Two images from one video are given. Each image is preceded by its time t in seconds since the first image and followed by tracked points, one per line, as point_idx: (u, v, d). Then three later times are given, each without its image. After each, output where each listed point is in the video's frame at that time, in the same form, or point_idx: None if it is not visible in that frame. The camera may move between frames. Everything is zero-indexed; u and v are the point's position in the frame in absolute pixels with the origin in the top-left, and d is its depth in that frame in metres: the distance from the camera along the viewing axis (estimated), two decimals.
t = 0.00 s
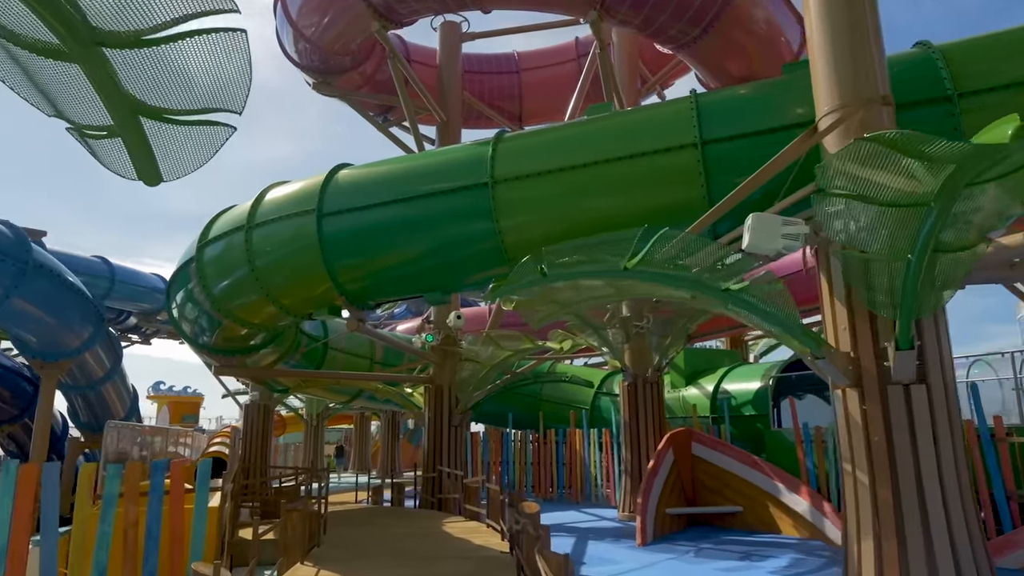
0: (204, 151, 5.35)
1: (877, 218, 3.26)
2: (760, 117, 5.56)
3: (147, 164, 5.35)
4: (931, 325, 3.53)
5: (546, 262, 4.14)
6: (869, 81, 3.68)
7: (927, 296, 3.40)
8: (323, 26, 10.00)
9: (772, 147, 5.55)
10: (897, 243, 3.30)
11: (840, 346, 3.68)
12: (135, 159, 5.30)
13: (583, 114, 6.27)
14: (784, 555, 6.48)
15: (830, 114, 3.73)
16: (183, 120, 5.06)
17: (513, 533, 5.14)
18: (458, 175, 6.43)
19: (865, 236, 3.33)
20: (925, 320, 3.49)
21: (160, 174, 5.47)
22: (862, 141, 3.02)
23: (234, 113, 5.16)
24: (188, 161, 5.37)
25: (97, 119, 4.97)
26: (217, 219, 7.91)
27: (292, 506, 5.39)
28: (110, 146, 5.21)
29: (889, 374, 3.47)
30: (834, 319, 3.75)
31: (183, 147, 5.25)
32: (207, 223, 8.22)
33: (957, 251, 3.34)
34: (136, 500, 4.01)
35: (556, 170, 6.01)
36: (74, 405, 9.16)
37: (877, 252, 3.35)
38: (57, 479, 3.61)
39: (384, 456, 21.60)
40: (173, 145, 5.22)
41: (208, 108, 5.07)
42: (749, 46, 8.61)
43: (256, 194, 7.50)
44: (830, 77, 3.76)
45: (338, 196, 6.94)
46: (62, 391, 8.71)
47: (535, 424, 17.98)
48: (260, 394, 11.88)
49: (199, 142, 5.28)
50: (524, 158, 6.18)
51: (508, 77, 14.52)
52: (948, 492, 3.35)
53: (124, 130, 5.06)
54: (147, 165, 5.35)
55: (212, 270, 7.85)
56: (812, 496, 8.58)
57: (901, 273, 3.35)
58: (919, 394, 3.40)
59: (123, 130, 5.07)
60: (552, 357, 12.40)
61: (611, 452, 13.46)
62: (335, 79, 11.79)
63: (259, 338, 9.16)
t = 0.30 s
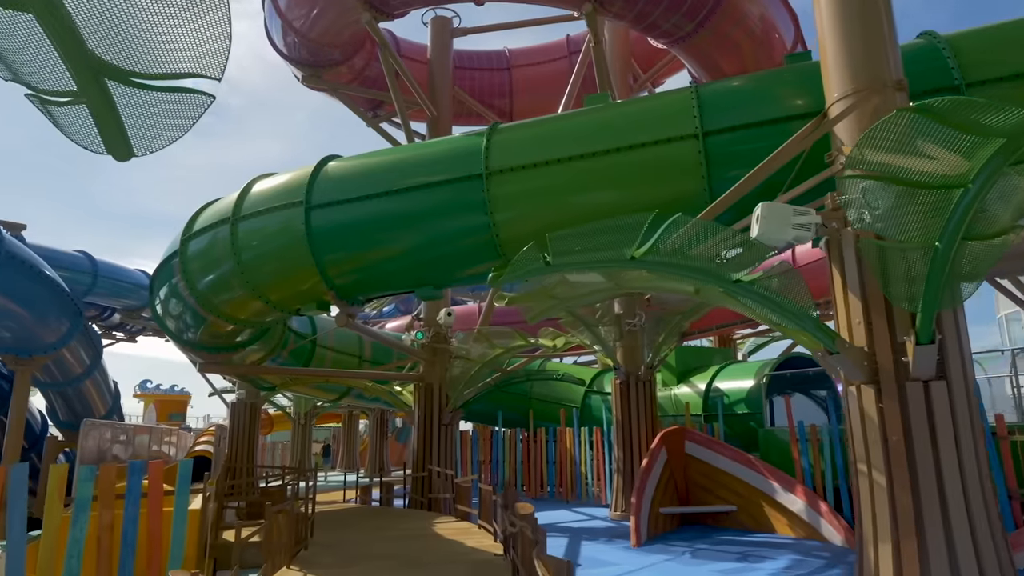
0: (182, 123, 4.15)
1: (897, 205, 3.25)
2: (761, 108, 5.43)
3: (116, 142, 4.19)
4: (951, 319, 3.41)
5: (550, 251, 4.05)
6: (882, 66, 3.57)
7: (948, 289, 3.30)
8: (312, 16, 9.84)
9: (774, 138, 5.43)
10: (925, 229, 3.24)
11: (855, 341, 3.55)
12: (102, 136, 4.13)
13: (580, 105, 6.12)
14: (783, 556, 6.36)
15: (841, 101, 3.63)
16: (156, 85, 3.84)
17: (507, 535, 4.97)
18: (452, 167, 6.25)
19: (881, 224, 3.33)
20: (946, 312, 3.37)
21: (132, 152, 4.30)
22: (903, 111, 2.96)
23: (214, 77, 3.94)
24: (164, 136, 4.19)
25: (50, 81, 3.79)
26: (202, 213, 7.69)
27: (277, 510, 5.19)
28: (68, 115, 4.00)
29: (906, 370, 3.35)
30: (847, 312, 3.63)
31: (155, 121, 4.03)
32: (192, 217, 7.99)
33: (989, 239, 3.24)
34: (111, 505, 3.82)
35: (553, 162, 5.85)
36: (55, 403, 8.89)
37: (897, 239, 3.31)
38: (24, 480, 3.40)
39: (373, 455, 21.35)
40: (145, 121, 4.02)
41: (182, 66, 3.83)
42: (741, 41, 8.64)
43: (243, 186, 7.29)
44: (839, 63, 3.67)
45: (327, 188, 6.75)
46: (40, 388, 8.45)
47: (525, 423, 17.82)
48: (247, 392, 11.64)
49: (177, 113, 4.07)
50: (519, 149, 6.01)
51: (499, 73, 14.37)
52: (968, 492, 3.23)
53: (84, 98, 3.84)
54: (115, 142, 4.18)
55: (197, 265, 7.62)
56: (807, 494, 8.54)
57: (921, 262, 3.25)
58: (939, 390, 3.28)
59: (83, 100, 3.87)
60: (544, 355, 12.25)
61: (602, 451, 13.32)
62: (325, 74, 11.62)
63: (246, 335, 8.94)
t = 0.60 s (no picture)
0: (160, 94, 3.97)
1: (932, 192, 3.10)
2: (773, 99, 5.27)
3: (92, 113, 4.04)
4: (987, 314, 3.25)
5: (563, 239, 4.01)
6: (907, 50, 3.44)
7: (987, 283, 3.15)
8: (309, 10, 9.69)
9: (786, 131, 5.26)
10: (968, 216, 3.07)
11: (882, 337, 3.40)
12: (78, 107, 3.99)
13: (585, 97, 5.94)
14: (791, 561, 6.21)
15: (862, 86, 3.50)
16: (129, 47, 3.68)
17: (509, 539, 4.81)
18: (453, 159, 6.07)
19: (912, 212, 3.18)
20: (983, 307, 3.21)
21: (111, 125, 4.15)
22: (971, 76, 2.73)
23: (199, 41, 3.76)
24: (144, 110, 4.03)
25: (19, 38, 3.65)
26: (194, 207, 7.50)
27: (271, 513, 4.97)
28: (39, 80, 3.86)
29: (939, 368, 3.20)
30: (875, 306, 3.47)
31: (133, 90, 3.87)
32: (184, 211, 7.80)
33: None
34: (93, 509, 3.61)
35: (558, 153, 5.67)
36: (43, 404, 8.70)
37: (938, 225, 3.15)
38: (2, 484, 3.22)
39: (368, 455, 21.13)
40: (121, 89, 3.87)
41: (160, 27, 3.66)
42: (741, 38, 8.50)
43: (236, 180, 7.11)
44: (861, 47, 3.54)
45: (323, 181, 6.57)
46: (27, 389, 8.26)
47: (521, 423, 17.65)
48: (242, 392, 11.46)
49: (155, 83, 3.91)
50: (523, 141, 5.84)
51: (497, 72, 14.18)
52: (1005, 498, 3.07)
53: (55, 58, 3.70)
54: (91, 113, 4.03)
55: (189, 260, 7.42)
56: (811, 496, 8.39)
57: (966, 249, 3.10)
58: (974, 389, 3.14)
59: (55, 63, 3.74)
60: (542, 355, 12.08)
61: (601, 452, 13.17)
62: (321, 70, 11.42)
63: (240, 334, 8.75)
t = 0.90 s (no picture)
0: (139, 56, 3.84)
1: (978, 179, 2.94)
2: (789, 91, 5.09)
3: (66, 77, 3.86)
4: None
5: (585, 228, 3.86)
6: (938, 33, 3.31)
7: None
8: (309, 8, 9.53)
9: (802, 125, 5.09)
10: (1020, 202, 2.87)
11: (920, 336, 3.22)
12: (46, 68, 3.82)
13: (594, 90, 5.76)
14: (805, 571, 6.01)
15: (891, 73, 3.37)
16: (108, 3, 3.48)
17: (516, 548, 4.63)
18: (458, 155, 5.89)
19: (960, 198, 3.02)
20: None
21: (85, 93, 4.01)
22: None
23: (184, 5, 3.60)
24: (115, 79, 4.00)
25: None
26: (192, 205, 7.33)
27: (268, 520, 4.84)
28: (6, 35, 3.64)
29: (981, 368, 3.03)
30: (912, 302, 3.30)
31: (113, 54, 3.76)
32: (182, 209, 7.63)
33: None
34: (78, 518, 3.50)
35: (566, 148, 5.49)
36: (34, 404, 8.49)
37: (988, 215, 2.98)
38: None
39: (367, 459, 20.91)
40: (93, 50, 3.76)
41: None
42: (747, 37, 8.34)
43: (234, 177, 6.94)
44: (887, 32, 3.42)
45: (323, 178, 6.40)
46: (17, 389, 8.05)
47: (522, 427, 17.44)
48: (240, 395, 11.25)
49: (133, 42, 3.74)
50: (529, 136, 5.67)
51: (499, 74, 14.02)
52: None
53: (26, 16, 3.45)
54: (66, 78, 3.86)
55: (187, 259, 7.25)
56: (821, 502, 8.21)
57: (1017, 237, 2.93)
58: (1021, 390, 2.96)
59: (27, 18, 3.47)
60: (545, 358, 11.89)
61: (604, 456, 12.97)
62: (322, 70, 11.28)
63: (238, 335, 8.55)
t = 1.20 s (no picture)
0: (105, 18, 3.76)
1: None
2: (806, 84, 4.91)
3: (36, 39, 3.77)
4: None
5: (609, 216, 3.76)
6: (973, 15, 3.23)
7: None
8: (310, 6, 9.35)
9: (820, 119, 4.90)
10: None
11: (963, 333, 3.02)
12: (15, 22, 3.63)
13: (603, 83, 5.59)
14: None
15: (923, 57, 3.30)
16: None
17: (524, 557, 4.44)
18: (464, 149, 5.71)
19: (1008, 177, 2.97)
20: None
21: (54, 52, 3.92)
22: None
23: None
24: (100, 30, 3.80)
25: None
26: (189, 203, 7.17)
27: (264, 528, 4.64)
28: None
29: None
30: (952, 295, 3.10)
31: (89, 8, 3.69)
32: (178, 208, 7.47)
33: None
34: (60, 527, 3.56)
35: (576, 142, 5.32)
36: (24, 409, 8.30)
37: None
38: None
39: (367, 463, 20.69)
40: None
41: None
42: (754, 37, 8.18)
43: (233, 175, 6.78)
44: (919, 16, 3.34)
45: (324, 174, 6.23)
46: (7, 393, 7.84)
47: (524, 431, 17.22)
48: (239, 399, 11.05)
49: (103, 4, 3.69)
50: (537, 131, 5.50)
51: (500, 76, 13.85)
52: None
53: None
54: (34, 41, 3.78)
55: (183, 258, 7.07)
56: (833, 508, 7.99)
57: None
58: None
59: None
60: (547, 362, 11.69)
61: (608, 461, 12.75)
62: (323, 70, 11.11)
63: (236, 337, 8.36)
